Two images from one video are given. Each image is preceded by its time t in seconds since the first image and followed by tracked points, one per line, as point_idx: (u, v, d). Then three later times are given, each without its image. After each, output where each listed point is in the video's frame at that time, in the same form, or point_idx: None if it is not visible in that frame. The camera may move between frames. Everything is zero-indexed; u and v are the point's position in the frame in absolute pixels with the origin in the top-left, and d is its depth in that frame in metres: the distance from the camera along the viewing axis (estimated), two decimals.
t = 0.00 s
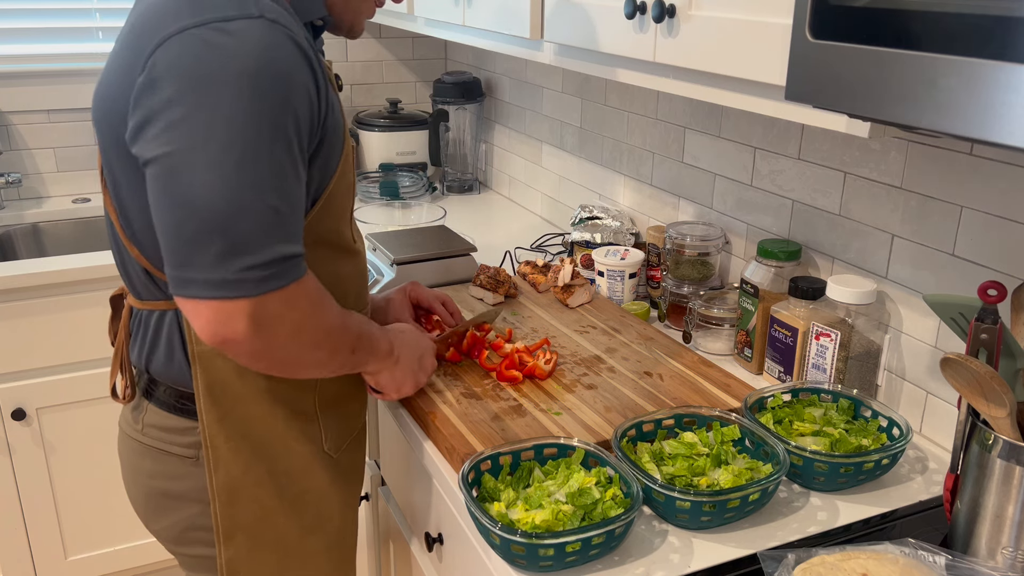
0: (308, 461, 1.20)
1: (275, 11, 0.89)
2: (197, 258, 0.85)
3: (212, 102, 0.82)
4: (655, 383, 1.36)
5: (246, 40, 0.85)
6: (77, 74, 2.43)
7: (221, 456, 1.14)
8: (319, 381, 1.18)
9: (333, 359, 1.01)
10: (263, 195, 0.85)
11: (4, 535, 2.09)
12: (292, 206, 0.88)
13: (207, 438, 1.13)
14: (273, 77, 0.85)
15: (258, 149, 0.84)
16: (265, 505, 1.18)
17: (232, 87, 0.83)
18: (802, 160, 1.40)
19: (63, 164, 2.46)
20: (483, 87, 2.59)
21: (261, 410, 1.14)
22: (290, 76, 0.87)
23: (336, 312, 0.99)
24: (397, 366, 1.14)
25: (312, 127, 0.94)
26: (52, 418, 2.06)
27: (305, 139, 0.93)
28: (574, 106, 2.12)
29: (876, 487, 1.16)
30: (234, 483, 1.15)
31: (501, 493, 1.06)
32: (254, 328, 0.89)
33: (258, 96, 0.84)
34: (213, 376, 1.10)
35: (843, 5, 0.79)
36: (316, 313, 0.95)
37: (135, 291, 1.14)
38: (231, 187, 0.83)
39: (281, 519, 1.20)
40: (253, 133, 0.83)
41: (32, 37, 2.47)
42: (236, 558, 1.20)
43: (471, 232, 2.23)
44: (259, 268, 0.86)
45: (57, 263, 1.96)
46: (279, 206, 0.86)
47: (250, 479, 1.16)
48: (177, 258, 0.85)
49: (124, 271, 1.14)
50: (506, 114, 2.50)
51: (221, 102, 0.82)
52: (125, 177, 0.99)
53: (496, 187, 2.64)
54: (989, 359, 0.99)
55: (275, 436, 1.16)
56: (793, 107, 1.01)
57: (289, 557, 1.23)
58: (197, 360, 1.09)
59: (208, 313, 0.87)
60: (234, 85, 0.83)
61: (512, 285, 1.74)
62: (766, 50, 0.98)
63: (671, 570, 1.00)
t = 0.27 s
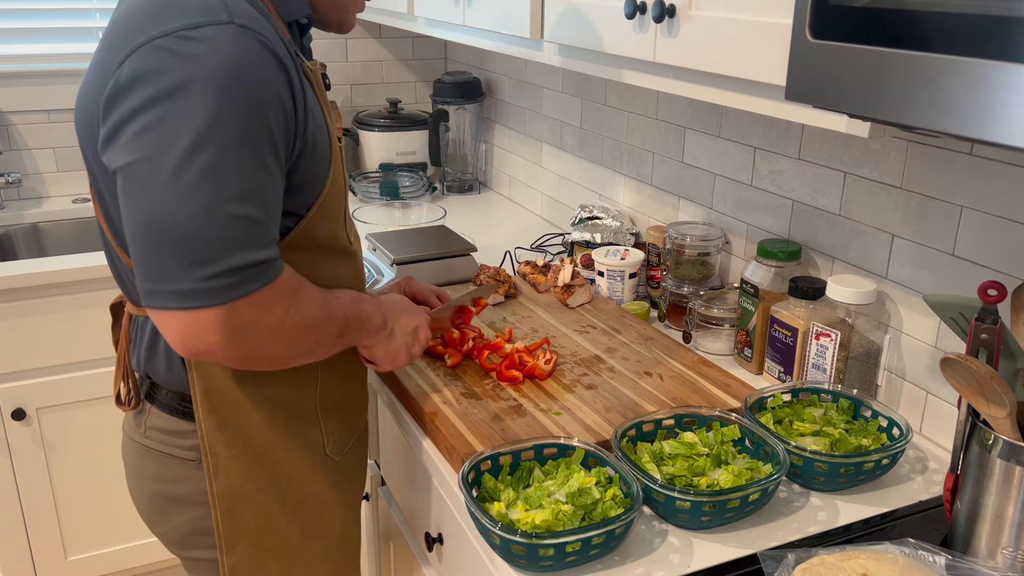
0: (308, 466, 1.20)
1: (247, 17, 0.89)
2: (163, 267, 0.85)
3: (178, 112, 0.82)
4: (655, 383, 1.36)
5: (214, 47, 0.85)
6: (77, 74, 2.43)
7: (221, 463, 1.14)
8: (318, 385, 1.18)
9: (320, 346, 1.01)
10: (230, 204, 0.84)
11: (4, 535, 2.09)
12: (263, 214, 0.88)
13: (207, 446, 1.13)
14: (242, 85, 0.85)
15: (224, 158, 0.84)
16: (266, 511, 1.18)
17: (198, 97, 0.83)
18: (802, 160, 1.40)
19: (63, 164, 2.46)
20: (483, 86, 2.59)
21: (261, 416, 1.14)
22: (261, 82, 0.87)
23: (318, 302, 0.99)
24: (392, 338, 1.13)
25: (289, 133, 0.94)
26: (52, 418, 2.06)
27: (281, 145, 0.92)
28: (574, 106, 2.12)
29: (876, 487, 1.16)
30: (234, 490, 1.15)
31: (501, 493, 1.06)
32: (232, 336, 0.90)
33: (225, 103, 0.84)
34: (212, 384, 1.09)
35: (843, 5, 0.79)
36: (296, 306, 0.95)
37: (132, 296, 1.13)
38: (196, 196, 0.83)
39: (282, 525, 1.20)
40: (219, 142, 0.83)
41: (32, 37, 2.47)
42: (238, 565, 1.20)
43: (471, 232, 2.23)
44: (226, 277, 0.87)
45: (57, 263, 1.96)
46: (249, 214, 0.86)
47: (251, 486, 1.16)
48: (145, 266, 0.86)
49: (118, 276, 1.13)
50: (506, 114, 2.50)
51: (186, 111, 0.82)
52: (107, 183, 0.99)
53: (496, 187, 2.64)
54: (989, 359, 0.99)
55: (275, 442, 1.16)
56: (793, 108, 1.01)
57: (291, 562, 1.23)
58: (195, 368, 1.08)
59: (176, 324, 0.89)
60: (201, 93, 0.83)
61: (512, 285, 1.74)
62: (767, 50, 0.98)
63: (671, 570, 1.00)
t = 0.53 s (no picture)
0: (304, 463, 1.20)
1: (247, 7, 0.89)
2: (166, 256, 0.85)
3: (179, 99, 0.82)
4: (655, 383, 1.36)
5: (215, 36, 0.85)
6: (77, 74, 2.43)
7: (215, 457, 1.14)
8: (314, 382, 1.18)
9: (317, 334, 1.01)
10: (232, 191, 0.85)
11: (4, 535, 2.09)
12: (265, 202, 0.88)
13: (202, 440, 1.13)
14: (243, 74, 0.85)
15: (226, 146, 0.84)
16: (261, 508, 1.18)
17: (200, 84, 0.83)
18: (802, 160, 1.40)
19: (63, 164, 2.46)
20: (483, 86, 2.59)
21: (257, 412, 1.14)
22: (261, 71, 0.87)
23: (315, 290, 0.98)
24: (385, 327, 1.12)
25: (289, 123, 0.94)
26: (52, 418, 2.06)
27: (282, 135, 0.92)
28: (574, 106, 2.12)
29: (876, 487, 1.16)
30: (229, 485, 1.15)
31: (501, 493, 1.06)
32: (231, 324, 0.90)
33: (226, 92, 0.84)
34: (208, 378, 1.10)
35: (843, 5, 0.79)
36: (294, 295, 0.95)
37: (131, 293, 1.13)
38: (199, 183, 0.83)
39: (277, 522, 1.20)
40: (221, 129, 0.83)
41: (32, 37, 2.47)
42: (232, 560, 1.20)
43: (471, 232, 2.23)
44: (229, 264, 0.86)
45: (57, 263, 1.96)
46: (250, 202, 0.86)
47: (246, 481, 1.16)
48: (147, 255, 0.86)
49: (118, 274, 1.14)
50: (506, 114, 2.50)
51: (188, 99, 0.83)
52: (107, 177, 0.99)
53: (496, 187, 2.64)
54: (989, 359, 0.99)
55: (271, 438, 1.16)
56: (793, 108, 1.01)
57: (286, 559, 1.23)
58: (192, 362, 1.09)
59: (180, 312, 0.88)
60: (202, 81, 0.83)
61: (512, 285, 1.74)
62: (767, 51, 0.98)
63: (671, 570, 1.00)
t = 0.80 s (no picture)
0: (302, 458, 1.20)
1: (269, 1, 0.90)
2: (196, 248, 0.85)
3: (207, 92, 0.83)
4: (654, 383, 1.36)
5: (240, 29, 0.85)
6: (77, 74, 2.43)
7: (213, 449, 1.14)
8: (314, 378, 1.18)
9: (333, 343, 1.01)
10: (261, 183, 0.85)
11: (4, 535, 2.09)
12: (290, 195, 0.89)
13: (201, 431, 1.13)
14: (269, 66, 0.86)
15: (253, 139, 0.84)
16: (257, 501, 1.18)
17: (227, 77, 0.83)
18: (802, 160, 1.40)
19: (63, 164, 2.46)
20: (483, 87, 2.59)
21: (255, 406, 1.14)
22: (286, 64, 0.88)
23: (332, 298, 0.99)
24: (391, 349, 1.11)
25: (308, 116, 0.94)
26: (52, 418, 2.06)
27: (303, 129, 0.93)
28: (575, 106, 2.12)
29: (876, 487, 1.16)
30: (226, 477, 1.16)
31: (501, 493, 1.06)
32: (254, 318, 0.89)
33: (253, 85, 0.84)
34: (207, 369, 1.11)
35: (843, 5, 0.79)
36: (313, 300, 0.95)
37: (133, 286, 1.13)
38: (228, 175, 0.83)
39: (273, 516, 1.20)
40: (249, 122, 0.84)
41: (32, 37, 2.47)
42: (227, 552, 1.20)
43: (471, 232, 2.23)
44: (258, 257, 0.87)
45: (57, 263, 1.96)
46: (277, 195, 0.87)
47: (243, 474, 1.16)
48: (176, 248, 0.85)
49: (122, 268, 1.13)
50: (506, 114, 2.50)
51: (216, 92, 0.83)
52: (125, 170, 0.99)
53: (496, 188, 2.64)
54: (989, 359, 0.99)
55: (269, 433, 1.16)
56: (793, 107, 1.01)
57: (282, 553, 1.23)
58: (192, 353, 1.10)
59: (210, 304, 0.88)
60: (229, 74, 0.83)
61: (512, 285, 1.74)
62: (766, 50, 0.98)
63: (671, 570, 1.00)
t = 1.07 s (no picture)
0: (305, 457, 1.20)
1: (245, 17, 0.90)
2: (164, 264, 0.85)
3: (178, 109, 0.83)
4: (655, 383, 1.36)
5: (213, 46, 0.85)
6: (77, 74, 2.43)
7: (216, 454, 1.13)
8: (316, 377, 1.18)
9: (314, 357, 1.01)
10: (231, 200, 0.85)
11: (3, 535, 2.09)
12: (263, 212, 0.88)
13: (202, 437, 1.12)
14: (242, 84, 0.85)
15: (223, 156, 0.84)
16: (262, 502, 1.18)
17: (198, 94, 0.83)
18: (802, 160, 1.40)
19: (63, 164, 2.46)
20: (483, 87, 2.59)
21: (256, 408, 1.14)
22: (260, 81, 0.87)
23: (314, 309, 0.99)
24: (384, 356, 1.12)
25: (287, 131, 0.94)
26: (52, 418, 2.06)
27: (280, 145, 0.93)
28: (574, 106, 2.12)
29: (876, 487, 1.16)
30: (230, 481, 1.15)
31: (501, 493, 1.06)
32: (229, 334, 0.90)
33: (225, 102, 0.84)
34: (207, 375, 1.09)
35: (843, 5, 0.79)
36: (291, 311, 0.95)
37: (129, 290, 1.13)
38: (197, 192, 0.83)
39: (278, 516, 1.20)
40: (220, 139, 0.83)
41: (32, 37, 2.47)
42: (233, 556, 1.19)
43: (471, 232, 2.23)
44: (228, 272, 0.86)
45: (57, 263, 1.96)
46: (249, 212, 0.86)
47: (246, 477, 1.16)
48: (145, 264, 0.85)
49: (117, 272, 1.13)
50: (506, 114, 2.50)
51: (187, 109, 0.83)
52: (105, 182, 0.99)
53: (496, 187, 2.64)
54: (989, 359, 0.99)
55: (271, 433, 1.16)
56: (793, 108, 1.01)
57: (287, 553, 1.23)
58: (192, 359, 1.08)
59: (177, 319, 0.88)
60: (200, 92, 0.83)
61: (512, 285, 1.74)
62: (766, 51, 0.98)
63: (671, 570, 1.00)
